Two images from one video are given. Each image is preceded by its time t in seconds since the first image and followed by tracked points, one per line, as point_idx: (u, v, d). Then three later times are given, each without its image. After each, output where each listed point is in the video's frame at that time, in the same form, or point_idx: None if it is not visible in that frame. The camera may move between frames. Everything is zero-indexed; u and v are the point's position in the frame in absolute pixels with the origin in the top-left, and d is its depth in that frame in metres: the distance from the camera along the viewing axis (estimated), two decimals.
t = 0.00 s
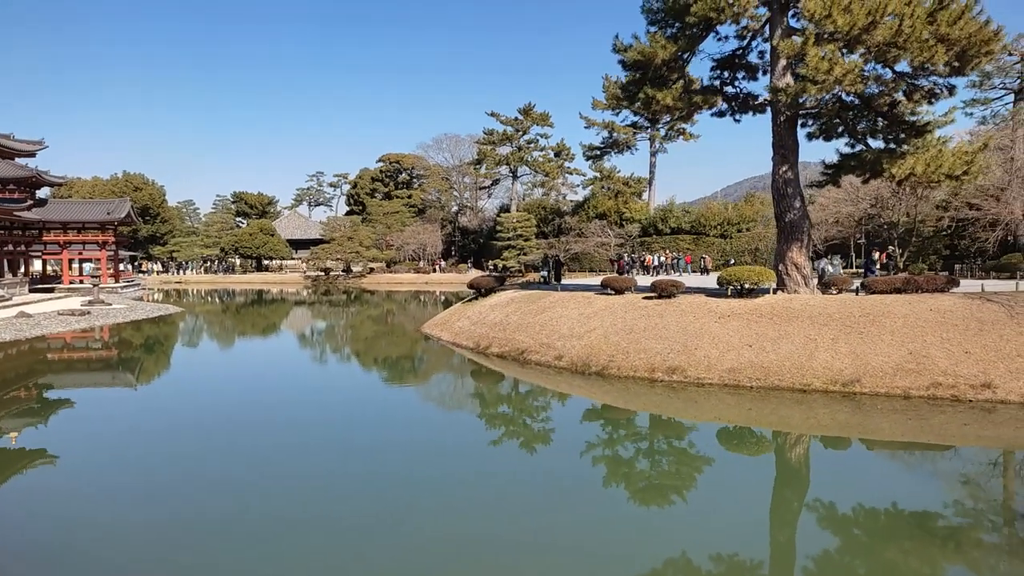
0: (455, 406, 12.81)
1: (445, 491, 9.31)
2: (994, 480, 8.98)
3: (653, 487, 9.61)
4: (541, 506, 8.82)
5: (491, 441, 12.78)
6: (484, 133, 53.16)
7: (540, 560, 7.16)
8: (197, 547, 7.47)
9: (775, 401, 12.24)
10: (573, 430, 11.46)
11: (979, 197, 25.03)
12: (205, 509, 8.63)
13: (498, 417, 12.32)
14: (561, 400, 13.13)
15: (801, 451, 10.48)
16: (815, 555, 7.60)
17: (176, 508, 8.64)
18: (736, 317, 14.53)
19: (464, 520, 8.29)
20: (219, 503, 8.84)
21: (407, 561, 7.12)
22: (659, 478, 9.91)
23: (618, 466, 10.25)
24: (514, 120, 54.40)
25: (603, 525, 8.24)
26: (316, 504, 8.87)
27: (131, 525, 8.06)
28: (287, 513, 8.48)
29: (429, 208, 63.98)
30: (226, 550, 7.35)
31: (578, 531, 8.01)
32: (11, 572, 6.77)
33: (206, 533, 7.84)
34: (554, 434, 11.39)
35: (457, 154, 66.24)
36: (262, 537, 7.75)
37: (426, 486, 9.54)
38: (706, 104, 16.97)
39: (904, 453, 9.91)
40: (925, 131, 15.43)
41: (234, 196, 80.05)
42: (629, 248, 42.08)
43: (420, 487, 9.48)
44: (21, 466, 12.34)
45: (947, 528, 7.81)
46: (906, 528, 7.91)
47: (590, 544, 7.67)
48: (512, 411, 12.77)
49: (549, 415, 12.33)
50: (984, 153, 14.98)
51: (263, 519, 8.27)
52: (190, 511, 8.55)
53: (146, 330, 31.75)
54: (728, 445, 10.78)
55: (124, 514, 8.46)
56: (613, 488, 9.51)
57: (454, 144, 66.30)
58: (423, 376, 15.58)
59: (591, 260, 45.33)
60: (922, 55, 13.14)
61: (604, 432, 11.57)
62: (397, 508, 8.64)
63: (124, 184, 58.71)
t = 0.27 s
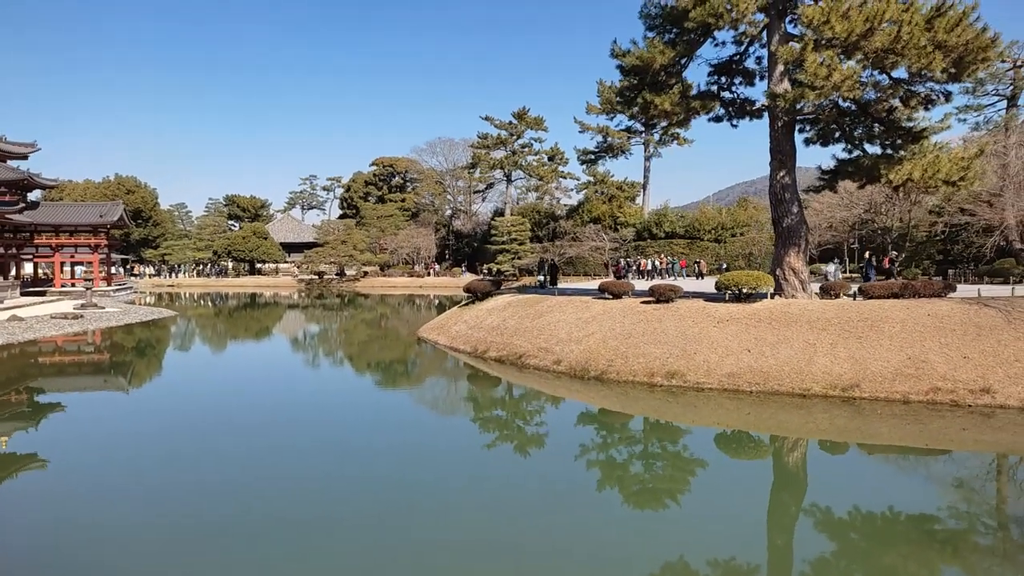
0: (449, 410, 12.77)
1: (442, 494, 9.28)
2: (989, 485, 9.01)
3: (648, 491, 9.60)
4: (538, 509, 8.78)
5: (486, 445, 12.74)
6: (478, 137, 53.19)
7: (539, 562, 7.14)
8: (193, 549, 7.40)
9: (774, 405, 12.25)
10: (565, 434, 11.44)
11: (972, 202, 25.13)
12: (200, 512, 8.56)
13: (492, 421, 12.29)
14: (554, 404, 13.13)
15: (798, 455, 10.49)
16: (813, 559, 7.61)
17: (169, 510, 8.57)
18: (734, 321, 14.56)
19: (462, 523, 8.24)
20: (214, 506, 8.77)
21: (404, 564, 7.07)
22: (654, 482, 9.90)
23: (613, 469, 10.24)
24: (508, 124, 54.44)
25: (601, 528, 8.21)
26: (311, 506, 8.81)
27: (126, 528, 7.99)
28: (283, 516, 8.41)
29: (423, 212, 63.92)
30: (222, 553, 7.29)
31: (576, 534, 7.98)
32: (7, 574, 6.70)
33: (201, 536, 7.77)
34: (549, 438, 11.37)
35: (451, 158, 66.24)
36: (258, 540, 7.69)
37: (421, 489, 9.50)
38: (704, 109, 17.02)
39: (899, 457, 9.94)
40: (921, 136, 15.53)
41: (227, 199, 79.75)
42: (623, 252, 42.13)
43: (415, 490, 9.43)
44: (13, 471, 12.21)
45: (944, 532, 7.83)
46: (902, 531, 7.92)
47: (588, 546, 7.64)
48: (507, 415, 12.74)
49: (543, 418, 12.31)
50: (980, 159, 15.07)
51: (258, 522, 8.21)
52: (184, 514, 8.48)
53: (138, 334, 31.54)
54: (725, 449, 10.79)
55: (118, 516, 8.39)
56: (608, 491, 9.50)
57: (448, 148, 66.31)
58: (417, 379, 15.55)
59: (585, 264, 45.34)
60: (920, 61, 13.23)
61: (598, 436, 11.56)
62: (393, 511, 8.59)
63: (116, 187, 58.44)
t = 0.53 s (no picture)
0: (446, 412, 12.72)
1: (440, 496, 9.23)
2: (987, 485, 9.01)
3: (646, 492, 9.57)
4: (537, 512, 8.73)
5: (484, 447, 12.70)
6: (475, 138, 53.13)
7: (536, 564, 7.10)
8: (189, 551, 7.34)
9: (777, 407, 12.23)
10: (562, 436, 11.40)
11: (969, 203, 25.14)
12: (197, 514, 8.50)
13: (489, 423, 12.25)
14: (551, 405, 13.10)
15: (800, 456, 10.46)
16: (816, 561, 7.59)
17: (166, 513, 8.51)
18: (737, 323, 14.54)
19: (460, 526, 8.18)
20: (212, 509, 8.71)
21: (402, 567, 7.00)
22: (652, 484, 9.86)
23: (612, 471, 10.20)
24: (505, 125, 54.40)
25: (601, 530, 8.16)
26: (308, 509, 8.74)
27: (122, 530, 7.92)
28: (280, 518, 8.35)
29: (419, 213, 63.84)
30: (219, 556, 7.22)
31: (575, 536, 7.93)
32: None
33: (198, 538, 7.71)
34: (547, 440, 11.33)
35: (447, 159, 66.16)
36: (255, 542, 7.62)
37: (419, 491, 9.43)
38: (704, 109, 17.02)
39: (899, 459, 9.93)
40: (922, 137, 15.55)
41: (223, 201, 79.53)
42: (621, 253, 42.12)
43: (412, 492, 9.37)
44: (9, 473, 12.12)
45: (945, 533, 7.81)
46: (904, 533, 7.90)
47: (587, 549, 7.59)
48: (504, 417, 12.70)
49: (540, 421, 12.27)
50: (980, 160, 15.07)
51: (255, 524, 8.15)
52: (181, 516, 8.42)
53: (134, 336, 31.41)
54: (726, 450, 10.76)
55: (114, 518, 8.33)
56: (607, 493, 9.45)
57: (445, 149, 66.24)
58: (414, 381, 15.49)
59: (583, 265, 45.33)
60: (922, 62, 13.24)
61: (595, 438, 11.52)
62: (391, 513, 8.53)
63: (112, 189, 58.24)
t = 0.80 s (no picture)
0: (451, 410, 12.67)
1: (445, 495, 9.17)
2: (998, 482, 8.93)
3: (653, 490, 9.50)
4: (544, 510, 8.66)
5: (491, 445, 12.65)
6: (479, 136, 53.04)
7: (538, 564, 7.04)
8: (194, 551, 7.30)
9: (789, 404, 12.16)
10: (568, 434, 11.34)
11: (978, 199, 24.99)
12: (203, 513, 8.48)
13: (495, 421, 12.19)
14: (557, 403, 13.04)
15: (811, 454, 10.39)
16: (827, 559, 7.51)
17: (170, 512, 8.48)
18: (748, 320, 14.46)
19: (466, 525, 8.11)
20: (217, 508, 8.68)
21: (408, 567, 6.94)
22: (659, 481, 9.80)
23: (618, 469, 10.14)
24: (510, 123, 54.29)
25: (608, 529, 8.08)
26: (313, 508, 8.70)
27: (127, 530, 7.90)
28: (285, 517, 8.31)
29: (424, 212, 63.78)
30: (223, 556, 7.18)
31: (582, 536, 7.85)
32: None
33: (203, 538, 7.68)
34: (553, 438, 11.27)
35: (452, 158, 66.09)
36: (259, 542, 7.58)
37: (424, 490, 9.38)
38: (714, 106, 16.90)
39: (910, 456, 9.84)
40: (933, 133, 15.43)
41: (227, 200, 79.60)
42: (627, 251, 42.02)
43: (417, 491, 9.31)
44: (17, 472, 12.12)
45: (957, 531, 7.73)
46: (916, 531, 7.82)
47: (594, 547, 7.52)
48: (510, 415, 12.64)
49: (547, 418, 12.21)
50: (993, 156, 14.94)
51: (260, 523, 8.11)
52: (186, 515, 8.39)
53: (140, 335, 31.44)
54: (735, 448, 10.69)
55: (119, 517, 8.30)
56: (613, 491, 9.39)
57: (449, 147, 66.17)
58: (419, 380, 15.46)
59: (588, 263, 45.24)
60: (934, 57, 13.12)
61: (602, 436, 11.45)
62: (396, 512, 8.48)
63: (117, 188, 58.32)
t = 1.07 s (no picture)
0: (458, 408, 12.60)
1: (451, 494, 9.07)
2: (1013, 483, 8.78)
3: (661, 490, 9.39)
4: (552, 510, 8.54)
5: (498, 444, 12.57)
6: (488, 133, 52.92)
7: (541, 564, 6.92)
8: (198, 550, 7.24)
9: (804, 403, 12.03)
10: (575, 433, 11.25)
11: (992, 196, 24.75)
12: (207, 511, 8.42)
13: (503, 419, 12.11)
14: (564, 402, 12.95)
15: (825, 454, 10.27)
16: (840, 560, 7.37)
17: (175, 510, 8.42)
18: (762, 318, 14.34)
19: (472, 524, 8.00)
20: (221, 506, 8.63)
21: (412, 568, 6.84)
22: (667, 481, 9.69)
23: (626, 468, 10.04)
24: (518, 121, 54.15)
25: (617, 529, 7.95)
26: (318, 507, 8.62)
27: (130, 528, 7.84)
28: (289, 517, 8.23)
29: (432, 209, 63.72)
30: (227, 554, 7.11)
31: (589, 536, 7.74)
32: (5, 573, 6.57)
33: (206, 536, 7.61)
34: (560, 436, 11.17)
35: (459, 155, 65.99)
36: (261, 541, 7.51)
37: (429, 488, 9.28)
38: (727, 102, 16.74)
39: (923, 456, 9.70)
40: (949, 129, 15.25)
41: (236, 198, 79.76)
42: (635, 248, 41.86)
43: (422, 490, 9.22)
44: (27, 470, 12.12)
45: (974, 532, 7.58)
46: (931, 532, 7.66)
47: (602, 547, 7.40)
48: (517, 414, 12.55)
49: (554, 417, 12.12)
50: (1010, 151, 14.74)
51: (265, 522, 8.04)
52: (191, 513, 8.33)
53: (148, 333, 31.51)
54: (748, 447, 10.58)
55: (122, 515, 8.25)
56: (621, 491, 9.28)
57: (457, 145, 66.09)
58: (427, 378, 15.39)
59: (597, 261, 45.09)
60: (953, 52, 12.94)
61: (610, 435, 11.35)
62: (400, 511, 8.39)
63: (127, 186, 58.49)
